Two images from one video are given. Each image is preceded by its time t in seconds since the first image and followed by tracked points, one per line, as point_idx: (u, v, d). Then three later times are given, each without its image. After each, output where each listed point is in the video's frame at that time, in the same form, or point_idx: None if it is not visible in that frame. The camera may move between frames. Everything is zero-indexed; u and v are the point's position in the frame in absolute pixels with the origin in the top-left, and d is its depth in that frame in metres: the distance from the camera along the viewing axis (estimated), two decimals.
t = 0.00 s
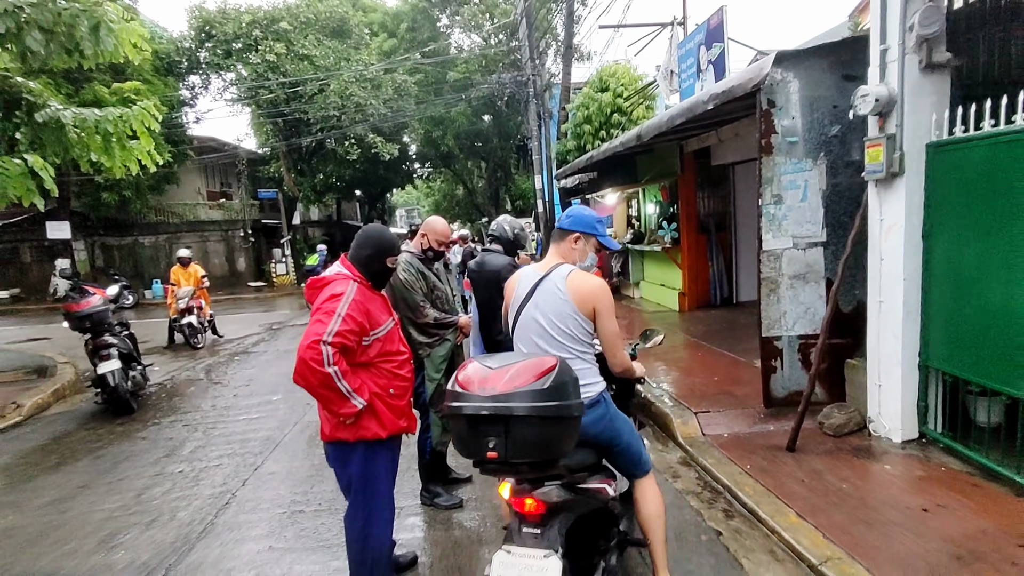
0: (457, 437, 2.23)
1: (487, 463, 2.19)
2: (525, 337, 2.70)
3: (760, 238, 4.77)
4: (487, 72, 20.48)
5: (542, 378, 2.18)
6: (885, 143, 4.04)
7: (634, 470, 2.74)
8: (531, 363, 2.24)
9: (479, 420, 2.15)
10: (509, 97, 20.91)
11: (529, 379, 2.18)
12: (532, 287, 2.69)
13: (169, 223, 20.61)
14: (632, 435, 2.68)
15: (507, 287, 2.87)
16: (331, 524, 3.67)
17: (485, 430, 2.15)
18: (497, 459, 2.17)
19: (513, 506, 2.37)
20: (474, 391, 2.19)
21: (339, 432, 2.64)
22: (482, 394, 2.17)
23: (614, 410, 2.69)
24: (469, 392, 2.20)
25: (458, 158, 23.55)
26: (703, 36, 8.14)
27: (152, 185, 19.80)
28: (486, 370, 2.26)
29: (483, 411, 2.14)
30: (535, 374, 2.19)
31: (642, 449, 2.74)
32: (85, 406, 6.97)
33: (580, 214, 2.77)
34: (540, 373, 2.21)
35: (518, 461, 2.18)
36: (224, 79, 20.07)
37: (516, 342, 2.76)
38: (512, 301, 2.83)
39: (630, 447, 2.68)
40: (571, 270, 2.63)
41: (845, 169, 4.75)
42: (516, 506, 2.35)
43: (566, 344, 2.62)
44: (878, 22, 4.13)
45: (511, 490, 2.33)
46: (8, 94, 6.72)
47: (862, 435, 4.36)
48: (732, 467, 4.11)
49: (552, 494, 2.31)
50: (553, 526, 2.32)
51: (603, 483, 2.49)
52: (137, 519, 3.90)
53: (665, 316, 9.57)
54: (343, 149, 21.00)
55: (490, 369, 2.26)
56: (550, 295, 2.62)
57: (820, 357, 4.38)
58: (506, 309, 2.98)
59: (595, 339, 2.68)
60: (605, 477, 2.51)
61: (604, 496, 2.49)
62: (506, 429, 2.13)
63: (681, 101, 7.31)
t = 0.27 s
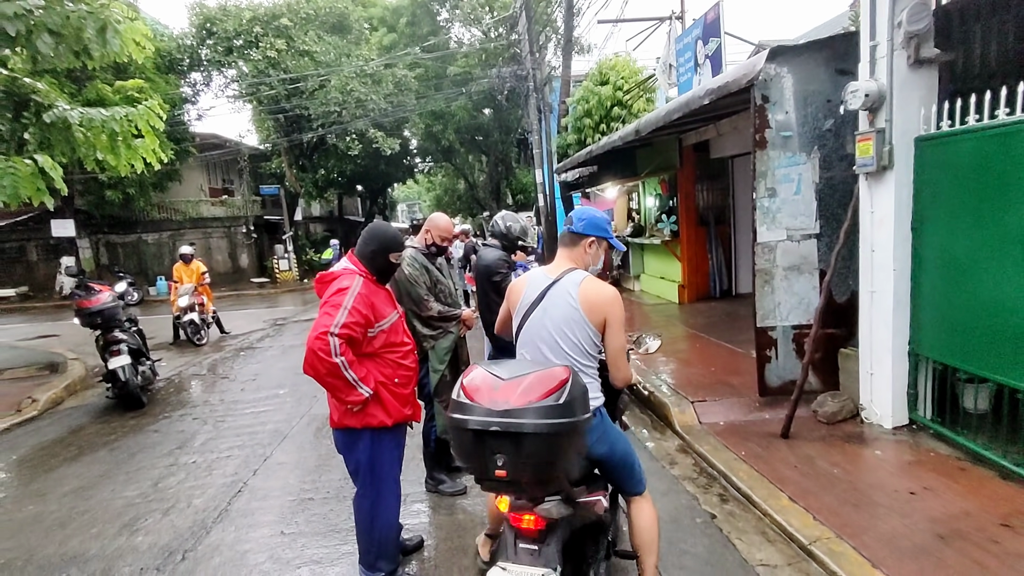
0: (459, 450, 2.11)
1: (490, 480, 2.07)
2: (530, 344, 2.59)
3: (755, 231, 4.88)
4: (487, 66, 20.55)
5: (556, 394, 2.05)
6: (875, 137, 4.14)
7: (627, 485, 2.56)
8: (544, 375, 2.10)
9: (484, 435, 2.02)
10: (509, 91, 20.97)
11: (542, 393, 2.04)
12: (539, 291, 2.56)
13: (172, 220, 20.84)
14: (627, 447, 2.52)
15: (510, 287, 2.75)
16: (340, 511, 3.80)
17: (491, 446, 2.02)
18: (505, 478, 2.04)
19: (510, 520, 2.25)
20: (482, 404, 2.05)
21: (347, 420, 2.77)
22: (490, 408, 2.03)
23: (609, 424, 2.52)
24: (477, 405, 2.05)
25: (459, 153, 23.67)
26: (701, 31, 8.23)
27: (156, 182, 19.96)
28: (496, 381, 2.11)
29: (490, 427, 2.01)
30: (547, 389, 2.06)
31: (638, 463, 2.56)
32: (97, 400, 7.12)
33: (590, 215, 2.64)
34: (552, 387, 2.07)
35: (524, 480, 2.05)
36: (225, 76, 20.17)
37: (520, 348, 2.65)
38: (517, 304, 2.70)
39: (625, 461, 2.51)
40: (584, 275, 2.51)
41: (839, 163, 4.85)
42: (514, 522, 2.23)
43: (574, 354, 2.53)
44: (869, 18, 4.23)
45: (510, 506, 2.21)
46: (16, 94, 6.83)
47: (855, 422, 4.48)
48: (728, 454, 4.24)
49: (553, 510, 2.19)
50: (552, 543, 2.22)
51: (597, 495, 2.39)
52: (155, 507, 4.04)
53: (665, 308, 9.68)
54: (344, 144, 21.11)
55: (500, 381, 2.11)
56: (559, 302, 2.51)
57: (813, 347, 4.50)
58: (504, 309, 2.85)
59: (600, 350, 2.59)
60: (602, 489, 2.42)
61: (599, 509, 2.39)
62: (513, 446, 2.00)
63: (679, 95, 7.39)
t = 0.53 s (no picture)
0: (470, 453, 2.04)
1: (503, 484, 2.02)
2: (533, 341, 2.47)
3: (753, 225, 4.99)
4: (488, 60, 20.60)
5: (574, 396, 2.00)
6: (870, 133, 4.23)
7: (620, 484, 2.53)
8: (561, 375, 2.05)
9: (500, 439, 1.96)
10: (510, 86, 21.03)
11: (561, 395, 1.98)
12: (543, 284, 2.46)
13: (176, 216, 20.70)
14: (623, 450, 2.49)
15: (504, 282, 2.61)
16: (350, 497, 3.92)
17: (507, 451, 1.97)
18: (522, 485, 2.00)
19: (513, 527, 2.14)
20: (499, 406, 1.97)
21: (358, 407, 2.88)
22: (508, 410, 1.96)
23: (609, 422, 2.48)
24: (494, 407, 1.98)
25: (460, 147, 23.74)
26: (701, 26, 8.30)
27: (160, 178, 20.07)
28: (511, 380, 2.04)
29: (507, 430, 1.94)
30: (566, 390, 2.00)
31: (631, 462, 2.53)
32: (108, 393, 7.24)
33: (589, 204, 2.56)
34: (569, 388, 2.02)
35: (539, 487, 2.00)
36: (227, 71, 20.23)
37: (521, 346, 2.52)
38: (515, 298, 2.57)
39: (621, 462, 2.47)
40: (588, 268, 2.44)
41: (836, 157, 4.95)
42: (517, 529, 2.12)
43: (581, 349, 2.44)
44: (865, 16, 4.32)
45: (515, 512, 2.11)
46: (24, 93, 6.72)
47: (851, 410, 4.59)
48: (726, 442, 4.35)
49: (559, 517, 2.09)
50: (556, 551, 2.10)
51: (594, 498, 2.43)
52: (171, 494, 4.17)
53: (666, 302, 9.79)
54: (347, 140, 21.20)
55: (515, 381, 2.03)
56: (563, 295, 2.42)
57: (810, 338, 4.61)
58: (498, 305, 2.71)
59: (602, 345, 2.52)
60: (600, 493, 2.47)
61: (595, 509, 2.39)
62: (529, 451, 1.95)
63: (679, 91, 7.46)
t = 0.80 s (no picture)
0: (496, 460, 2.02)
1: (532, 494, 2.01)
2: (532, 349, 2.34)
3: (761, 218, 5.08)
4: (496, 55, 20.69)
5: (602, 402, 2.04)
6: (876, 128, 4.32)
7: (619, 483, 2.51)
8: (588, 381, 2.08)
9: (532, 447, 1.96)
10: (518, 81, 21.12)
11: (591, 401, 2.02)
12: (536, 288, 2.35)
13: (187, 210, 20.91)
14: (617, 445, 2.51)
15: (491, 292, 2.49)
16: (368, 481, 4.05)
17: (538, 458, 1.96)
18: (551, 494, 1.99)
19: (527, 537, 2.08)
20: (531, 413, 1.99)
21: (378, 390, 3.00)
22: (540, 416, 1.97)
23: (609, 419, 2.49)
24: (525, 414, 1.99)
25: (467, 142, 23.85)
26: (709, 22, 8.37)
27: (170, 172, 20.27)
28: (539, 387, 2.04)
29: (540, 438, 1.95)
30: (594, 395, 2.03)
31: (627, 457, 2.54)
32: (127, 382, 7.41)
33: (555, 204, 2.50)
34: (596, 395, 2.05)
35: (568, 494, 2.01)
36: (237, 66, 20.37)
37: (518, 355, 2.38)
38: (506, 306, 2.44)
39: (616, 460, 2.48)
40: (577, 269, 2.37)
41: (842, 152, 5.04)
42: (532, 539, 2.07)
43: (582, 352, 2.34)
44: (872, 13, 4.40)
45: (532, 520, 2.07)
46: (43, 88, 6.78)
47: (856, 400, 4.69)
48: (732, 430, 4.46)
49: (576, 524, 2.04)
50: (573, 559, 2.04)
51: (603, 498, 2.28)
52: (194, 478, 4.31)
53: (673, 295, 9.89)
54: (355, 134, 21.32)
55: (543, 388, 2.04)
56: (558, 299, 2.32)
57: (816, 329, 4.71)
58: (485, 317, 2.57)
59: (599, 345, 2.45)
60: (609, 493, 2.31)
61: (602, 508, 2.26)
62: (562, 458, 1.95)
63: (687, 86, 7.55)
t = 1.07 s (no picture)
0: (536, 454, 1.73)
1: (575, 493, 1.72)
2: (553, 346, 2.14)
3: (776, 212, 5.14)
4: (512, 48, 20.74)
5: (654, 392, 1.75)
6: (893, 123, 4.36)
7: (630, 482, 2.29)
8: (639, 368, 1.79)
9: (582, 440, 1.67)
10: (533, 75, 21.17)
11: (644, 391, 1.73)
12: (550, 281, 2.19)
13: (206, 201, 21.21)
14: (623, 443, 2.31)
15: (494, 291, 2.30)
16: (389, 464, 4.17)
17: (588, 453, 1.67)
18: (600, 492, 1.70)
19: (555, 535, 1.85)
20: (579, 404, 1.68)
21: (400, 373, 3.10)
22: (590, 409, 1.68)
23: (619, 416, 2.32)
24: (572, 405, 1.69)
25: (482, 136, 23.95)
26: (727, 17, 8.40)
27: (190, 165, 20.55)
28: (587, 373, 1.76)
29: (593, 430, 1.66)
30: (647, 384, 1.75)
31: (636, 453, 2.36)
32: (153, 368, 7.61)
33: (547, 199, 2.42)
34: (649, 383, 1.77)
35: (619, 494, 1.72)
36: (256, 60, 20.58)
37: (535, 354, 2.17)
38: (517, 303, 2.24)
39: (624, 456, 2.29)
40: (586, 257, 2.23)
41: (858, 147, 5.08)
42: (561, 539, 1.83)
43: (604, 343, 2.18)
44: (890, 9, 4.43)
45: (566, 519, 1.81)
46: (74, 81, 6.95)
47: (869, 392, 4.74)
48: (745, 420, 4.53)
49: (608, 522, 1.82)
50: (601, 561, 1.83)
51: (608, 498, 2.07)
52: (222, 458, 4.46)
53: (687, 289, 9.94)
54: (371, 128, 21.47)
55: (590, 375, 1.76)
56: (572, 288, 2.16)
57: (830, 322, 4.76)
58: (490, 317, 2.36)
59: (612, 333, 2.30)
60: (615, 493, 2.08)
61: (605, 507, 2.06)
62: (614, 452, 1.66)
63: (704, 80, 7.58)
